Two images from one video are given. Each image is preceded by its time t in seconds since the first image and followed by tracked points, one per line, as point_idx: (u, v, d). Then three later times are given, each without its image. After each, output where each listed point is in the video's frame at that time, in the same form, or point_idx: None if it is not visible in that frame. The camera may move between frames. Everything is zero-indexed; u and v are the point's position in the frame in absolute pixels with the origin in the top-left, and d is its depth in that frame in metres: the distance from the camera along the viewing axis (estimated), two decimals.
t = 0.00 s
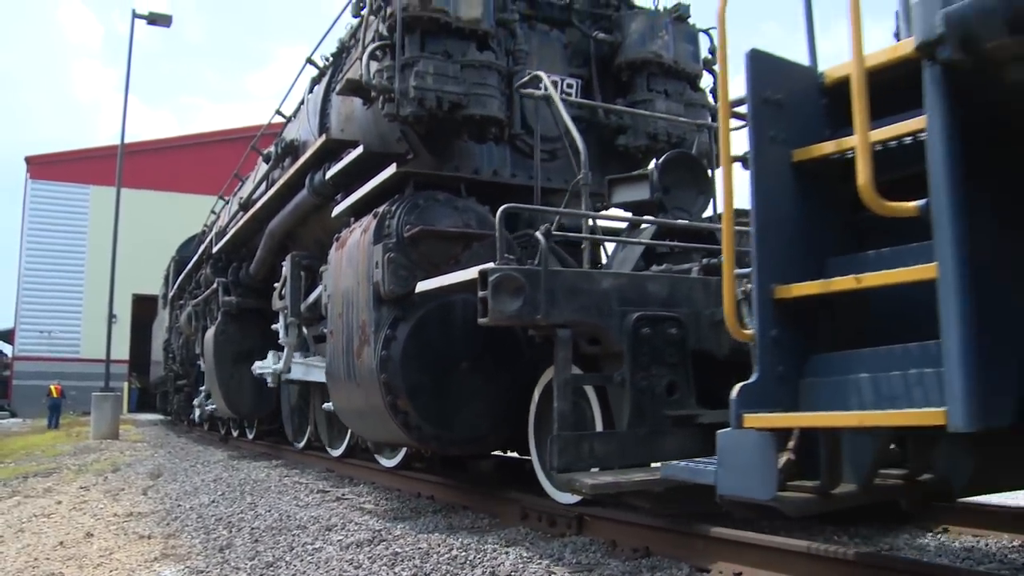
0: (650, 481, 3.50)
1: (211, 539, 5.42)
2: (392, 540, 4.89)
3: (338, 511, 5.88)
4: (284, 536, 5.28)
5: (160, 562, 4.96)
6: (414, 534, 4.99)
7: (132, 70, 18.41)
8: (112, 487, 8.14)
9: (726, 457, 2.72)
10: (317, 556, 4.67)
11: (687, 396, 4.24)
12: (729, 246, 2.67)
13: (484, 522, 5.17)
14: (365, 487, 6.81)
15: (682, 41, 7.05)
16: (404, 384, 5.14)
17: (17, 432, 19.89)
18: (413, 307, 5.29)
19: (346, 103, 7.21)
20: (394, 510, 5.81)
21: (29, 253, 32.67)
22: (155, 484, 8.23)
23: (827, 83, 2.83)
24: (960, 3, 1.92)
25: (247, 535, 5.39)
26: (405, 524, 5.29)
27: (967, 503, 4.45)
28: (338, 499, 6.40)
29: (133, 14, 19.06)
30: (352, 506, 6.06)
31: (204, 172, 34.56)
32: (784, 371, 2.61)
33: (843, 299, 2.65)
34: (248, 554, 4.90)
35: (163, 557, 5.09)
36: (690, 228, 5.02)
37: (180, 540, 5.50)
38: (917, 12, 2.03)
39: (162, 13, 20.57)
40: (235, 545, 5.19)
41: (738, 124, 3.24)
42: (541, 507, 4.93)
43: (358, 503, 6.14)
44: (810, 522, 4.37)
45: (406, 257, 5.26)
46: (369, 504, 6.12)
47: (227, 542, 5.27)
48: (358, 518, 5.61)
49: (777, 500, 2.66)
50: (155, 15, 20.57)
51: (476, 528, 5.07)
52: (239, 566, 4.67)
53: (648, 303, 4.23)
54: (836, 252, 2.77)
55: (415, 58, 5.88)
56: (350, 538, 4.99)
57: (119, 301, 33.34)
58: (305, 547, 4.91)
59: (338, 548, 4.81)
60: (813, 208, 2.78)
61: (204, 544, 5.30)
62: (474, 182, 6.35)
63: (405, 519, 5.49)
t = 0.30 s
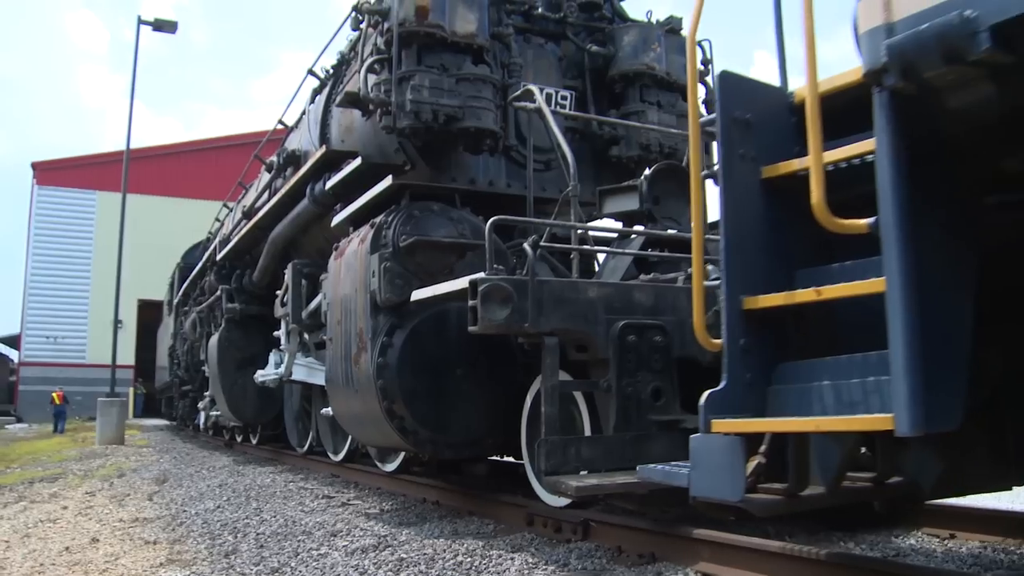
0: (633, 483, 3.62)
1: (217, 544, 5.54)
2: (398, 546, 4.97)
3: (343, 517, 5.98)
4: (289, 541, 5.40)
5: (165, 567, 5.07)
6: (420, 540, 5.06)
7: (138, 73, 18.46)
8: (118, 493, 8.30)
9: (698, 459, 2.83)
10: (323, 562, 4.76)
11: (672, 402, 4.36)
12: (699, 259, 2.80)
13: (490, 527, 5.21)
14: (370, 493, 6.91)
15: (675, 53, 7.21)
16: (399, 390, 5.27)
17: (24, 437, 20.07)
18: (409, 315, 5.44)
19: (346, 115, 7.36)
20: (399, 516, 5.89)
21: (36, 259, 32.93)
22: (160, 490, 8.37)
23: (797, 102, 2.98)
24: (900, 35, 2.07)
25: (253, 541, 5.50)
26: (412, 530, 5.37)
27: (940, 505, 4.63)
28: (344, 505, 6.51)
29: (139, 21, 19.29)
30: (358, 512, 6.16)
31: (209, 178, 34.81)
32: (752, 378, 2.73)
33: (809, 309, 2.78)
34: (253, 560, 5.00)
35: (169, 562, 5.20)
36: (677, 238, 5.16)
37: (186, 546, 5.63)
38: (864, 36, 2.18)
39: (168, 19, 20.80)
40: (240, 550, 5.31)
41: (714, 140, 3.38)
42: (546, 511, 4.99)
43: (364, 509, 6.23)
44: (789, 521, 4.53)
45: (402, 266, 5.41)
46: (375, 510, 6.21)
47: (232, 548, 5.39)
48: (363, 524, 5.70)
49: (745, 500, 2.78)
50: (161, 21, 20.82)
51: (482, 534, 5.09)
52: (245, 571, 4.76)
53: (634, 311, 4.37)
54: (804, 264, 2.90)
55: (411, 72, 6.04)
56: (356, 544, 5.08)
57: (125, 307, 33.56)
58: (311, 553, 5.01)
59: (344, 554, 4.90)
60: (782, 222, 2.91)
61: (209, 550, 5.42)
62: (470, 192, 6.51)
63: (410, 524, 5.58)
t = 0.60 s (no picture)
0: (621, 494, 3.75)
1: (227, 557, 5.66)
2: (407, 559, 5.04)
3: (352, 531, 6.08)
4: (298, 554, 5.49)
5: None
6: (429, 553, 5.12)
7: (148, 88, 18.72)
8: (127, 506, 8.46)
9: (677, 470, 2.96)
10: None
11: (662, 415, 4.48)
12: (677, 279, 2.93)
13: (500, 541, 5.25)
14: (379, 505, 7.00)
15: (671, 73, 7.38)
16: (400, 403, 5.42)
17: (34, 449, 20.29)
18: (409, 330, 5.59)
19: (349, 134, 7.53)
20: (408, 528, 5.97)
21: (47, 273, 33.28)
22: (170, 502, 8.53)
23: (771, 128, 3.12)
24: (854, 71, 2.23)
25: (263, 554, 5.61)
26: (421, 544, 5.42)
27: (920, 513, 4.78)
28: (353, 518, 6.61)
29: (150, 34, 19.54)
30: (367, 525, 6.24)
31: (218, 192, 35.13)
32: (728, 393, 2.87)
33: (783, 326, 2.91)
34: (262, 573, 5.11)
35: None
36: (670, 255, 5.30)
37: (195, 559, 5.76)
38: (823, 71, 2.34)
39: (178, 33, 21.10)
40: (249, 564, 5.42)
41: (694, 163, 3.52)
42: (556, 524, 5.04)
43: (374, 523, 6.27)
44: (776, 530, 4.67)
45: (403, 283, 5.57)
46: (383, 523, 6.28)
47: (241, 561, 5.50)
48: (372, 537, 5.78)
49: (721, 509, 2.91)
50: (171, 34, 21.14)
51: (492, 547, 5.14)
52: None
53: (624, 326, 4.53)
54: (779, 283, 3.03)
55: (412, 94, 6.21)
56: (366, 557, 5.16)
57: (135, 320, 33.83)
58: (321, 566, 5.10)
59: (353, 567, 4.99)
60: (759, 242, 3.04)
61: (219, 563, 5.54)
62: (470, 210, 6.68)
63: (419, 538, 5.65)
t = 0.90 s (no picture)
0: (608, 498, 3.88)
1: (235, 564, 5.72)
2: (416, 565, 5.01)
3: (360, 537, 6.11)
4: (307, 561, 5.52)
5: None
6: (438, 559, 5.11)
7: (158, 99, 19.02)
8: (136, 513, 8.63)
9: (659, 476, 3.10)
10: None
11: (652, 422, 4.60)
12: (656, 294, 3.06)
13: (509, 548, 5.21)
14: (385, 512, 7.06)
15: (666, 87, 7.52)
16: (399, 411, 5.57)
17: (44, 457, 20.51)
18: (408, 340, 5.76)
19: (352, 147, 7.72)
20: (417, 535, 5.98)
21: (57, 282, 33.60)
22: (178, 510, 8.68)
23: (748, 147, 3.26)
24: (814, 99, 2.38)
25: (271, 561, 5.66)
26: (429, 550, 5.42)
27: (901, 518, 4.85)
28: (361, 525, 6.64)
29: (158, 43, 19.78)
30: (374, 531, 6.27)
31: (226, 200, 35.40)
32: (704, 402, 3.00)
33: (757, 338, 3.03)
34: None
35: None
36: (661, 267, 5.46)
37: (205, 566, 5.84)
38: (785, 97, 2.48)
39: (188, 42, 21.41)
40: (257, 570, 5.46)
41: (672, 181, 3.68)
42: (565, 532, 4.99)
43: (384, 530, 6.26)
44: (762, 535, 4.74)
45: (402, 294, 5.73)
46: (391, 529, 6.30)
47: (249, 568, 5.55)
48: (381, 544, 5.80)
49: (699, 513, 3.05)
50: (179, 44, 21.43)
51: (500, 554, 5.11)
52: None
53: (615, 336, 4.68)
54: (754, 296, 3.13)
55: (412, 109, 6.39)
56: (376, 564, 5.15)
57: (143, 327, 34.08)
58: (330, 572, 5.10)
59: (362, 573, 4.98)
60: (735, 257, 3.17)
61: (227, 570, 5.60)
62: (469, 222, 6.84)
63: (428, 544, 5.65)
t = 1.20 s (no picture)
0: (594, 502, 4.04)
1: (242, 571, 5.82)
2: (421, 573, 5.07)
3: (366, 544, 6.19)
4: (312, 567, 5.59)
5: None
6: (443, 567, 5.17)
7: (163, 106, 19.24)
8: (142, 519, 8.79)
9: (638, 481, 3.25)
10: None
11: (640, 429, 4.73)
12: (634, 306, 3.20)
13: (514, 555, 5.26)
14: (390, 519, 7.14)
15: (660, 99, 7.68)
16: (397, 417, 5.72)
17: (52, 463, 20.70)
18: (406, 348, 5.92)
19: (353, 160, 7.89)
20: (423, 543, 6.04)
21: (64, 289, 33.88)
22: (183, 516, 8.84)
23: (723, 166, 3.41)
24: (775, 124, 2.53)
25: (277, 567, 5.75)
26: (432, 558, 5.49)
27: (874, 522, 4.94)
28: (366, 532, 6.73)
29: (165, 50, 20.00)
30: (380, 538, 6.36)
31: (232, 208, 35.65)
32: (681, 410, 3.15)
33: (731, 349, 3.18)
34: None
35: None
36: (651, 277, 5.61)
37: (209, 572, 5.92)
38: (750, 121, 2.63)
39: (193, 49, 21.71)
40: None
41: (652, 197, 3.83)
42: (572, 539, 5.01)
43: (388, 538, 6.32)
44: (746, 539, 4.88)
45: (400, 304, 5.89)
46: (397, 537, 6.38)
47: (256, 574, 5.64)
48: (386, 551, 5.88)
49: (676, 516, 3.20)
50: (186, 51, 21.68)
51: (505, 562, 5.16)
52: None
53: (604, 346, 4.83)
54: (729, 309, 3.26)
55: (410, 123, 6.56)
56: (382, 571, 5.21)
57: (150, 334, 34.30)
58: None
59: None
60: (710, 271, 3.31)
61: None
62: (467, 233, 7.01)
63: (434, 551, 5.71)
